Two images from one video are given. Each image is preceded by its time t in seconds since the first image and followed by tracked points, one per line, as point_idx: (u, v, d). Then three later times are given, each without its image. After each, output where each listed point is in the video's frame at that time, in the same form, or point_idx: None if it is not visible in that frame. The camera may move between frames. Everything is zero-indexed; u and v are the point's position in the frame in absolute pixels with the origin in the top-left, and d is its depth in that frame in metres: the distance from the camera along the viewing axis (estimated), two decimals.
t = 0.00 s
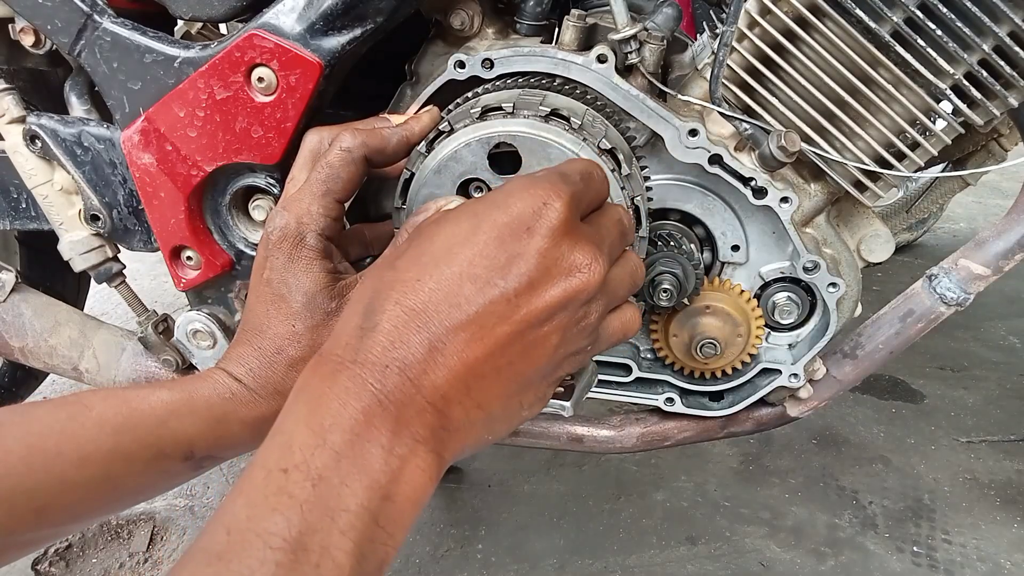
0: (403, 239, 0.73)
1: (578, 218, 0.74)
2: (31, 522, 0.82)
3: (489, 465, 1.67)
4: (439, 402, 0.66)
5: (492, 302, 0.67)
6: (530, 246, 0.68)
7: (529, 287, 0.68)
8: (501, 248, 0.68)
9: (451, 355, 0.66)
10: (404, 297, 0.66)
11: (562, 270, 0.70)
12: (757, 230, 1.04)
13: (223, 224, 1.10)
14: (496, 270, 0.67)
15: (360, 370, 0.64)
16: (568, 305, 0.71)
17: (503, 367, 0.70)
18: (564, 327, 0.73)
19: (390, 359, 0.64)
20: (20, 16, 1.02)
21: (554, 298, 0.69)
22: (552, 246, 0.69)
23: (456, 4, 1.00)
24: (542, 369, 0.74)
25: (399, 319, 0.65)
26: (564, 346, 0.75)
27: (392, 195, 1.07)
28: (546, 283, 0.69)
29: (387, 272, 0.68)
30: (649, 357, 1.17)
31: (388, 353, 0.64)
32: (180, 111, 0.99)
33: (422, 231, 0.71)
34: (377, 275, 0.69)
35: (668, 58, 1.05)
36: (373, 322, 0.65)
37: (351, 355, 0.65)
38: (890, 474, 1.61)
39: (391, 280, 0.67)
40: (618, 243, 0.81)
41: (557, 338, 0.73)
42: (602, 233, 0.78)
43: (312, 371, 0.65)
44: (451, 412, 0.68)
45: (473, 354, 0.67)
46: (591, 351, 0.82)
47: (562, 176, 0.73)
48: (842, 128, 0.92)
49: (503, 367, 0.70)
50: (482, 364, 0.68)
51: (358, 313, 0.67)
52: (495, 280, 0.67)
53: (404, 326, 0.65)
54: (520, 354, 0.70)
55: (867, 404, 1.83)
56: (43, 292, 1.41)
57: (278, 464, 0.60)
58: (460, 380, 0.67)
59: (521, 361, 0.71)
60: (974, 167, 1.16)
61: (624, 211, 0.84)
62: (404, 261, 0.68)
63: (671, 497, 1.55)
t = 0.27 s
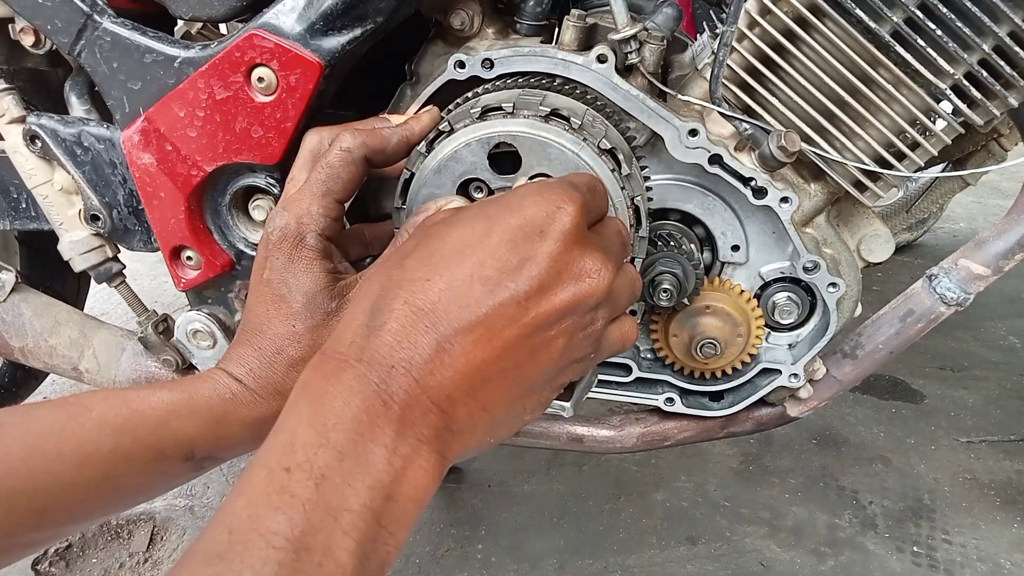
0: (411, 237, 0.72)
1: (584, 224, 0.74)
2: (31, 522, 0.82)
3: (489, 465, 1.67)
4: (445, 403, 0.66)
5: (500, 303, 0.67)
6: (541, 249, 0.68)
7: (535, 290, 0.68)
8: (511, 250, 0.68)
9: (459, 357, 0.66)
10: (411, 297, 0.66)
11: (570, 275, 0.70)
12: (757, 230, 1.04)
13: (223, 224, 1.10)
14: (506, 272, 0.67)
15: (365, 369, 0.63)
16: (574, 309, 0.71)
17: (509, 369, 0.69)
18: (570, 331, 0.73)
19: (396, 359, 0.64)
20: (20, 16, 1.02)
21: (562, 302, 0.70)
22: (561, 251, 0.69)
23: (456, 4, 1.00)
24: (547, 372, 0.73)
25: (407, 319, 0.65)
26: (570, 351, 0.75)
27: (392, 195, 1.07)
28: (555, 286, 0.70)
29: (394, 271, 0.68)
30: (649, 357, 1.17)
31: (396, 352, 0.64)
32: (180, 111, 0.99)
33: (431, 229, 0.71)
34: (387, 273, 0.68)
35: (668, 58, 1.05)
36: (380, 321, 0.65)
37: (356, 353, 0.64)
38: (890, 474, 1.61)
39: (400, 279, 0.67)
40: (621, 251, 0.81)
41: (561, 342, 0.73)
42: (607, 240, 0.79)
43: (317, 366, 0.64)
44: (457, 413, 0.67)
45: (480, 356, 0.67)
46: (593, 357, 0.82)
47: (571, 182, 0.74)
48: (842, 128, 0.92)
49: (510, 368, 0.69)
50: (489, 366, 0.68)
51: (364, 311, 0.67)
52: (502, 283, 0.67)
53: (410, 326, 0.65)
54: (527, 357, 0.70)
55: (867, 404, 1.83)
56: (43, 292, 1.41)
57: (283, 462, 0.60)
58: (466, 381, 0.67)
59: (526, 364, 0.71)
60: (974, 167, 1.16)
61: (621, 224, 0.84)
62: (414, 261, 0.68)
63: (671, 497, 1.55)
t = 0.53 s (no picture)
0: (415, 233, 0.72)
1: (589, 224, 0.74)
2: (31, 523, 0.82)
3: (489, 465, 1.67)
4: (448, 397, 0.66)
5: (504, 298, 0.67)
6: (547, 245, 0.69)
7: (539, 286, 0.68)
8: (517, 246, 0.68)
9: (462, 351, 0.66)
10: (416, 292, 0.66)
11: (575, 271, 0.70)
12: (757, 230, 1.04)
13: (222, 224, 1.10)
14: (511, 267, 0.68)
15: (369, 362, 0.63)
16: (579, 306, 0.71)
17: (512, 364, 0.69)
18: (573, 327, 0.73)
19: (399, 353, 0.64)
20: (20, 16, 1.02)
21: (566, 298, 0.70)
22: (567, 247, 0.70)
23: (456, 4, 1.00)
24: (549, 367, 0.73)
25: (412, 313, 0.65)
26: (572, 347, 0.75)
27: (392, 195, 1.07)
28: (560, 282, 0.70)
29: (400, 267, 0.68)
30: (649, 357, 1.17)
31: (401, 346, 0.64)
32: (180, 111, 0.99)
33: (435, 225, 0.71)
34: (391, 269, 0.69)
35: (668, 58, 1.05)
36: (384, 315, 0.65)
37: (359, 347, 0.64)
38: (890, 474, 1.61)
39: (405, 274, 0.67)
40: (624, 254, 0.81)
41: (564, 340, 0.73)
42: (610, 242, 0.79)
43: (320, 359, 0.64)
44: (459, 407, 0.67)
45: (483, 351, 0.67)
46: (595, 360, 0.82)
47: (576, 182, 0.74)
48: (842, 128, 0.92)
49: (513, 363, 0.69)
50: (492, 360, 0.68)
51: (369, 305, 0.67)
52: (507, 278, 0.67)
53: (415, 320, 0.65)
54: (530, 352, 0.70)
55: (867, 404, 1.83)
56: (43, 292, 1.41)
57: (285, 455, 0.59)
58: (469, 376, 0.67)
59: (529, 359, 0.71)
60: (974, 167, 1.15)
61: (623, 227, 0.84)
62: (418, 256, 0.68)
63: (670, 497, 1.55)
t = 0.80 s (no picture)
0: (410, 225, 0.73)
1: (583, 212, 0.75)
2: (32, 523, 0.82)
3: (489, 465, 1.66)
4: (448, 381, 0.66)
5: (500, 281, 0.68)
6: (539, 228, 0.70)
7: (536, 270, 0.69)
8: (511, 231, 0.70)
9: (460, 336, 0.66)
10: (414, 280, 0.66)
11: (568, 253, 0.71)
12: (757, 230, 1.04)
13: (223, 224, 1.10)
14: (506, 251, 0.69)
15: (367, 350, 0.63)
16: (573, 289, 0.72)
17: (511, 348, 0.70)
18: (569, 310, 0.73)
19: (398, 340, 0.64)
20: (20, 16, 1.02)
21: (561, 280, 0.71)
22: (559, 229, 0.71)
23: (456, 4, 1.00)
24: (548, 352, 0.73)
25: (410, 299, 0.66)
26: (571, 334, 0.75)
27: (391, 195, 1.07)
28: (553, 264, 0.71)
29: (397, 257, 0.69)
30: (649, 357, 1.17)
31: (398, 332, 0.64)
32: (179, 111, 0.99)
33: (430, 216, 0.72)
34: (387, 260, 0.69)
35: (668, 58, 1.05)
36: (383, 304, 0.66)
37: (359, 336, 0.64)
38: (890, 474, 1.61)
39: (402, 263, 0.68)
40: (621, 245, 0.82)
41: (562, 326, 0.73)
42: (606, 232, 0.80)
43: (319, 350, 0.64)
44: (459, 392, 0.67)
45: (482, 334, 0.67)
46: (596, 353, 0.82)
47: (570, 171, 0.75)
48: (842, 128, 0.92)
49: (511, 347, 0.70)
50: (490, 344, 0.68)
51: (367, 295, 0.67)
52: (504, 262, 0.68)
53: (413, 307, 0.65)
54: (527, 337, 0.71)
55: (866, 404, 1.83)
56: (43, 292, 1.41)
57: (285, 442, 0.59)
58: (468, 360, 0.67)
59: (528, 344, 0.71)
60: (974, 167, 1.15)
61: (621, 223, 0.85)
62: (414, 245, 0.69)
63: (670, 497, 1.55)
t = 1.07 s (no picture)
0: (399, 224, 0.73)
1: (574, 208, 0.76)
2: (32, 523, 0.82)
3: (489, 465, 1.66)
4: (450, 383, 0.66)
5: (496, 281, 0.68)
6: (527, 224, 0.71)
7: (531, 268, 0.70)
8: (502, 228, 0.70)
9: (460, 337, 0.66)
10: (413, 284, 0.66)
11: (557, 246, 0.72)
12: (757, 230, 1.04)
13: (222, 224, 1.10)
14: (500, 251, 0.69)
15: (368, 355, 0.63)
16: (565, 282, 0.73)
17: (510, 346, 0.70)
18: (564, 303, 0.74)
19: (398, 344, 0.64)
20: (20, 16, 1.02)
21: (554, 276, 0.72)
22: (547, 222, 0.72)
23: (456, 4, 1.00)
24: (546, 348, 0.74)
25: (410, 303, 0.66)
26: (567, 327, 0.76)
27: (392, 195, 1.07)
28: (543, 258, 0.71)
29: (395, 262, 0.69)
30: (649, 357, 1.17)
31: (397, 336, 0.64)
32: (179, 111, 0.99)
33: (422, 217, 0.72)
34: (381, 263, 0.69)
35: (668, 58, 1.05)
36: (383, 309, 0.66)
37: (359, 341, 0.64)
38: (890, 474, 1.61)
39: (399, 267, 0.68)
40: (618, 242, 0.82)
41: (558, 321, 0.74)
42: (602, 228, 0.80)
43: (319, 359, 0.64)
44: (461, 392, 0.67)
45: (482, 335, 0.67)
46: (596, 349, 0.82)
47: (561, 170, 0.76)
48: (842, 128, 0.92)
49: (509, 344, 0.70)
50: (489, 343, 0.68)
51: (366, 301, 0.67)
52: (501, 262, 0.68)
53: (413, 310, 0.66)
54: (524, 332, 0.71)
55: (866, 404, 1.83)
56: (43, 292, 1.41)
57: (287, 451, 0.59)
58: (469, 361, 0.67)
59: (526, 341, 0.72)
60: (974, 167, 1.15)
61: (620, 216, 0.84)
62: (411, 249, 0.69)
63: (670, 497, 1.55)
